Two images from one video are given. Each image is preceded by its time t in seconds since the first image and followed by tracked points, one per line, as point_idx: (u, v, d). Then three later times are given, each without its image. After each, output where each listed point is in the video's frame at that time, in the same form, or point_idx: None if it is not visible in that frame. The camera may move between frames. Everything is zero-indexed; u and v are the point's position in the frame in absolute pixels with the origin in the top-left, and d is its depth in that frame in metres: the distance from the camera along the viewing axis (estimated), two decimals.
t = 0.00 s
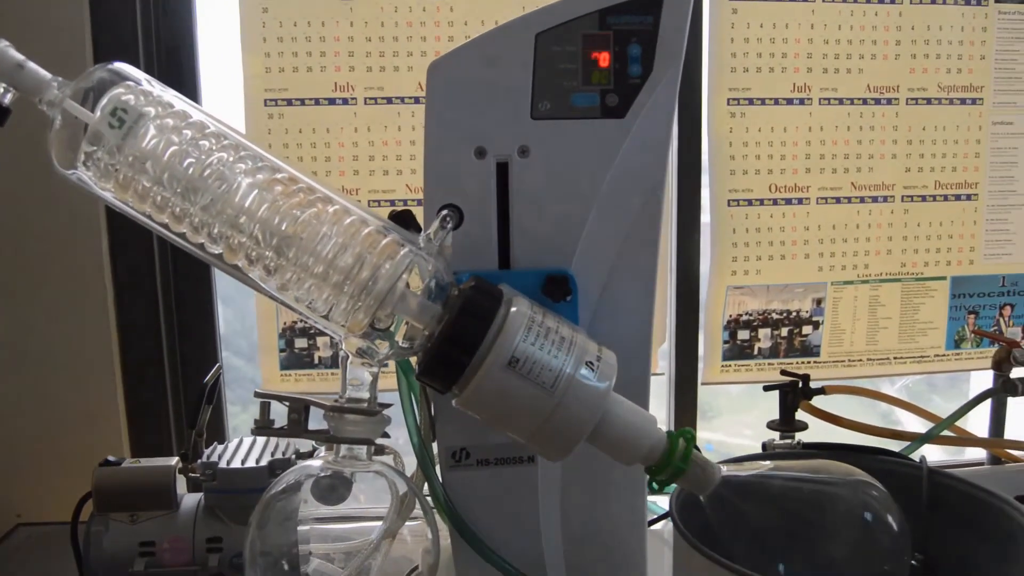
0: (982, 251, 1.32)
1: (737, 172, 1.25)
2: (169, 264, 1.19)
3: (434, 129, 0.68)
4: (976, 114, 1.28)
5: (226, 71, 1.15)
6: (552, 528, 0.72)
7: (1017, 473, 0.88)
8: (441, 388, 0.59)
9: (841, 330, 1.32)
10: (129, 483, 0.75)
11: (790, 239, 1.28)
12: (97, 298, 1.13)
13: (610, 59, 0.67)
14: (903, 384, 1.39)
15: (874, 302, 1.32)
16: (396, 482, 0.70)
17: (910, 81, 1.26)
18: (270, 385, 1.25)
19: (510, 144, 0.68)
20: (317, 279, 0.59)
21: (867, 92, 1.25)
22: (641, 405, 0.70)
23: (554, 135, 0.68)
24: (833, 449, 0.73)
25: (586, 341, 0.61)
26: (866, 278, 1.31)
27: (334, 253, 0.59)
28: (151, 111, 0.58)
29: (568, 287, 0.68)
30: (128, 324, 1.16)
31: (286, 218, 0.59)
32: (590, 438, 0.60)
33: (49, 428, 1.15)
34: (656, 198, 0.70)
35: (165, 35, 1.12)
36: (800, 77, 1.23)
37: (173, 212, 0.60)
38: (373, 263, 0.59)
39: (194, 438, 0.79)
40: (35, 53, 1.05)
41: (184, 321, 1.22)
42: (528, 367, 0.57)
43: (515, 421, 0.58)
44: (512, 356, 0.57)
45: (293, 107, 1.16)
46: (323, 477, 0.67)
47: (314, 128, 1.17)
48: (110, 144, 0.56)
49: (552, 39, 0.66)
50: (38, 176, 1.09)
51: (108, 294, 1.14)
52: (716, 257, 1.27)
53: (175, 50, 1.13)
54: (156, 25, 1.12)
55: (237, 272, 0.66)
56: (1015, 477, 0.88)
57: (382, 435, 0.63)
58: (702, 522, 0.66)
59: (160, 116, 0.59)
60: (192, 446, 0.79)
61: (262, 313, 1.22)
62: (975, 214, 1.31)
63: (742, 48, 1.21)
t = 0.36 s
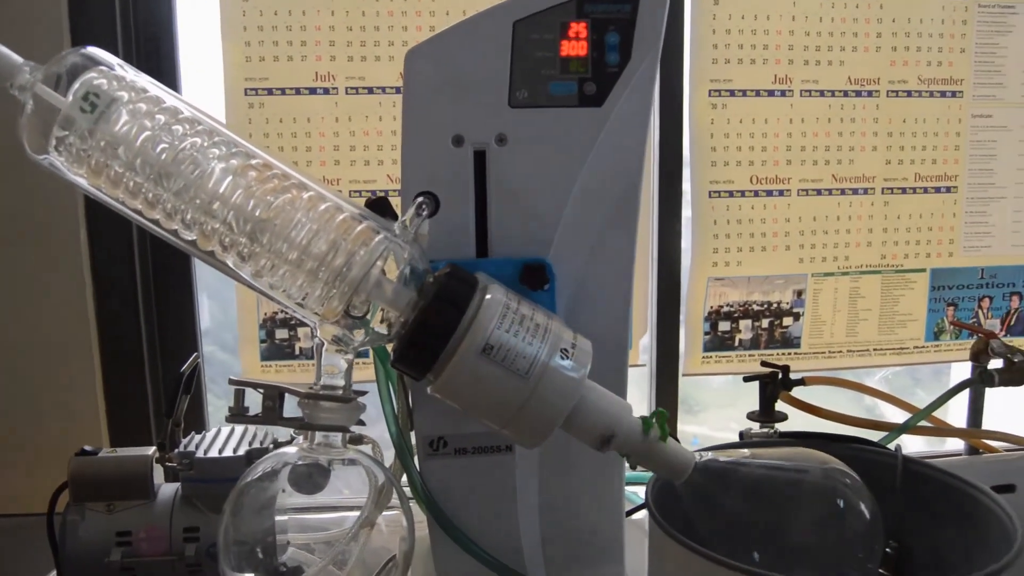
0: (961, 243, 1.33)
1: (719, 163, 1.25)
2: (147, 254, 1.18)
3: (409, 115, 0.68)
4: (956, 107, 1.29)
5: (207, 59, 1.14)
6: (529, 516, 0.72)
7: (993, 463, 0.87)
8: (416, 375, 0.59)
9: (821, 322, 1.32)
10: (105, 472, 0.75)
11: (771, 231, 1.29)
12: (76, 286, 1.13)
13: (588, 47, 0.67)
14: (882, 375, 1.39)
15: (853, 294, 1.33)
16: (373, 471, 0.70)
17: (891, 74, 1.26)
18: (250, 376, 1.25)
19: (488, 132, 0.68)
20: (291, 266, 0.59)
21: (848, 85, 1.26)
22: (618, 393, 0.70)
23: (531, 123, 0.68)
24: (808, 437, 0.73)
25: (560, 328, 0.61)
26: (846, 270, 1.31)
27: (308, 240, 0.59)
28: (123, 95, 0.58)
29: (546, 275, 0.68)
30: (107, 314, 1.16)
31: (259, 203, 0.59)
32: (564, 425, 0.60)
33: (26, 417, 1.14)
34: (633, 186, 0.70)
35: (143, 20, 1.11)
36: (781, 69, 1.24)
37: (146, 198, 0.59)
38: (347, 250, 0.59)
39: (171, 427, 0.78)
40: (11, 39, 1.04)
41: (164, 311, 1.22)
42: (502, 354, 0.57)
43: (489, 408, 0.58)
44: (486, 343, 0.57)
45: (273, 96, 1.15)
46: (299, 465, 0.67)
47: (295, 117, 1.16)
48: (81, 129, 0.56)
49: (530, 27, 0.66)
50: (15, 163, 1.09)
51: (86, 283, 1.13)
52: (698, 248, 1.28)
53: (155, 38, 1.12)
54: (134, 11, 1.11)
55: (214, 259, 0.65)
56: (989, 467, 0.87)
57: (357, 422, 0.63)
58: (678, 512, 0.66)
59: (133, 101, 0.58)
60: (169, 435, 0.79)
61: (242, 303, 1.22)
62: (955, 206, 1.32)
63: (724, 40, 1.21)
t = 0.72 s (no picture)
0: (945, 234, 1.34)
1: (704, 154, 1.26)
2: (132, 246, 1.18)
3: (391, 103, 0.67)
4: (940, 98, 1.30)
5: (192, 51, 1.14)
6: (515, 506, 0.73)
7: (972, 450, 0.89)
8: (400, 363, 0.60)
9: (807, 312, 1.33)
10: (89, 464, 0.74)
11: (757, 222, 1.29)
12: (60, 279, 1.13)
13: (571, 36, 0.67)
14: (867, 366, 1.40)
15: (839, 285, 1.34)
16: (359, 462, 0.70)
17: (875, 65, 1.27)
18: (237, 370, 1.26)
19: (472, 121, 0.68)
20: (273, 255, 0.59)
21: (832, 76, 1.27)
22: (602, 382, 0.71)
23: (514, 113, 0.68)
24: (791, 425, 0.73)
25: (544, 317, 0.61)
26: (832, 261, 1.32)
27: (290, 229, 0.59)
28: (105, 84, 0.58)
29: (529, 265, 0.68)
30: (93, 306, 1.16)
31: (241, 191, 0.59)
32: (548, 413, 0.61)
33: (10, 410, 1.14)
34: (616, 175, 0.70)
35: (128, 12, 1.11)
36: (766, 60, 1.24)
37: (128, 187, 0.59)
38: (330, 238, 0.59)
39: (156, 419, 0.78)
40: None
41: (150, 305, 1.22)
42: (484, 341, 0.57)
43: (473, 396, 0.58)
44: (468, 331, 0.57)
45: (258, 88, 1.15)
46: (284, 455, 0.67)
47: (281, 110, 1.16)
48: (62, 118, 0.56)
49: (513, 17, 0.66)
50: None
51: (72, 276, 1.13)
52: (684, 239, 1.28)
53: (138, 30, 1.12)
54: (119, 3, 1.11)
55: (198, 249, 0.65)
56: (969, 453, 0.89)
57: (341, 411, 0.63)
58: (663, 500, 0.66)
59: (114, 89, 0.58)
60: (155, 427, 0.79)
61: (228, 296, 1.23)
62: (939, 197, 1.33)
63: (709, 31, 1.22)
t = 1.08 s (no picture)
0: (930, 228, 1.34)
1: (691, 149, 1.26)
2: (118, 241, 1.18)
3: (375, 96, 0.67)
4: (925, 92, 1.30)
5: (177, 46, 1.14)
6: (501, 498, 0.73)
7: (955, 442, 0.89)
8: (384, 355, 0.60)
9: (793, 306, 1.34)
10: (75, 459, 0.74)
11: (743, 216, 1.30)
12: (45, 274, 1.12)
13: (555, 30, 0.67)
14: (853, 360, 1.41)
15: (824, 279, 1.34)
16: (345, 454, 0.71)
17: (860, 60, 1.28)
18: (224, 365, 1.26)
19: (456, 115, 0.68)
20: (256, 247, 0.59)
21: (818, 71, 1.27)
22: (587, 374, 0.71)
23: (499, 106, 0.68)
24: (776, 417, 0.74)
25: (527, 309, 0.61)
26: (818, 255, 1.33)
27: (273, 221, 0.59)
28: (87, 76, 0.58)
29: (514, 257, 0.68)
30: (78, 301, 1.16)
31: (223, 184, 0.59)
32: (531, 405, 0.61)
33: None
34: (600, 167, 0.70)
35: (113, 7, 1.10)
36: (752, 55, 1.25)
37: (111, 180, 0.59)
38: (313, 231, 0.59)
39: (141, 413, 0.78)
40: None
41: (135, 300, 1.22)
42: (467, 334, 0.57)
43: (456, 388, 0.59)
44: (451, 323, 0.57)
45: (244, 83, 1.15)
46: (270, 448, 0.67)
47: (267, 105, 1.16)
48: (43, 110, 0.56)
49: (497, 10, 0.66)
50: None
51: (58, 271, 1.13)
52: (671, 233, 1.29)
53: (124, 24, 1.11)
54: None
55: (183, 243, 0.65)
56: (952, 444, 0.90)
57: (325, 403, 0.63)
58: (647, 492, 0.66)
59: (96, 82, 0.58)
60: (140, 421, 0.78)
61: (215, 291, 1.23)
62: (925, 191, 1.33)
63: (695, 26, 1.22)
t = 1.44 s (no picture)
0: (912, 219, 1.35)
1: (673, 140, 1.27)
2: (98, 232, 1.18)
3: (352, 85, 0.67)
4: (906, 84, 1.31)
5: (157, 37, 1.13)
6: (482, 488, 0.73)
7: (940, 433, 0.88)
8: (361, 342, 0.60)
9: (775, 297, 1.34)
10: (51, 450, 0.74)
11: (725, 207, 1.30)
12: (24, 265, 1.12)
13: (533, 18, 0.67)
14: (835, 350, 1.42)
15: (807, 270, 1.35)
16: (326, 444, 0.71)
17: (841, 52, 1.28)
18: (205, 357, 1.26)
19: (434, 103, 0.68)
20: (232, 235, 0.59)
21: (799, 63, 1.28)
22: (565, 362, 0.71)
23: (477, 95, 0.68)
24: (754, 404, 0.74)
25: (503, 295, 0.61)
26: (800, 246, 1.33)
27: (248, 209, 0.59)
28: (60, 63, 0.57)
29: (492, 246, 0.68)
30: (56, 293, 1.15)
31: (197, 170, 0.59)
32: (508, 391, 0.61)
33: None
34: (579, 157, 0.70)
35: None
36: (734, 47, 1.25)
37: (84, 167, 0.59)
38: (289, 218, 0.59)
39: (121, 404, 0.78)
40: None
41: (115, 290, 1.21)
42: (444, 320, 0.57)
43: (433, 375, 0.59)
44: (427, 309, 0.57)
45: (225, 74, 1.14)
46: (251, 438, 0.68)
47: (248, 96, 1.16)
48: (15, 96, 0.55)
49: None
50: None
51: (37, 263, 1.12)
52: (652, 224, 1.29)
53: (103, 14, 1.11)
54: None
55: (159, 231, 0.65)
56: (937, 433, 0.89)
57: (302, 391, 0.63)
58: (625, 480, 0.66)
59: (69, 68, 0.58)
60: (120, 413, 0.78)
61: (196, 281, 1.23)
62: (906, 182, 1.34)
63: (677, 18, 1.22)
